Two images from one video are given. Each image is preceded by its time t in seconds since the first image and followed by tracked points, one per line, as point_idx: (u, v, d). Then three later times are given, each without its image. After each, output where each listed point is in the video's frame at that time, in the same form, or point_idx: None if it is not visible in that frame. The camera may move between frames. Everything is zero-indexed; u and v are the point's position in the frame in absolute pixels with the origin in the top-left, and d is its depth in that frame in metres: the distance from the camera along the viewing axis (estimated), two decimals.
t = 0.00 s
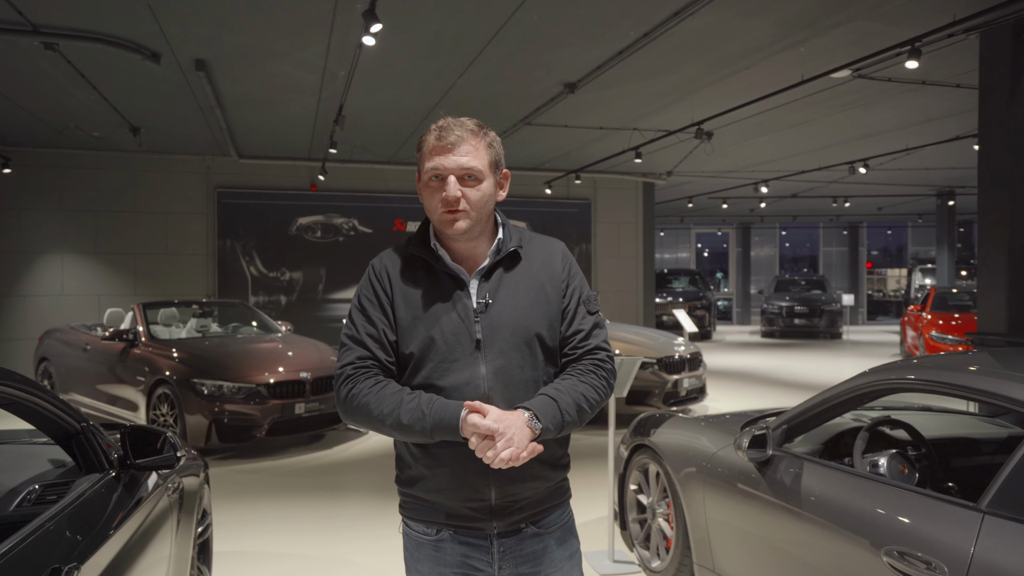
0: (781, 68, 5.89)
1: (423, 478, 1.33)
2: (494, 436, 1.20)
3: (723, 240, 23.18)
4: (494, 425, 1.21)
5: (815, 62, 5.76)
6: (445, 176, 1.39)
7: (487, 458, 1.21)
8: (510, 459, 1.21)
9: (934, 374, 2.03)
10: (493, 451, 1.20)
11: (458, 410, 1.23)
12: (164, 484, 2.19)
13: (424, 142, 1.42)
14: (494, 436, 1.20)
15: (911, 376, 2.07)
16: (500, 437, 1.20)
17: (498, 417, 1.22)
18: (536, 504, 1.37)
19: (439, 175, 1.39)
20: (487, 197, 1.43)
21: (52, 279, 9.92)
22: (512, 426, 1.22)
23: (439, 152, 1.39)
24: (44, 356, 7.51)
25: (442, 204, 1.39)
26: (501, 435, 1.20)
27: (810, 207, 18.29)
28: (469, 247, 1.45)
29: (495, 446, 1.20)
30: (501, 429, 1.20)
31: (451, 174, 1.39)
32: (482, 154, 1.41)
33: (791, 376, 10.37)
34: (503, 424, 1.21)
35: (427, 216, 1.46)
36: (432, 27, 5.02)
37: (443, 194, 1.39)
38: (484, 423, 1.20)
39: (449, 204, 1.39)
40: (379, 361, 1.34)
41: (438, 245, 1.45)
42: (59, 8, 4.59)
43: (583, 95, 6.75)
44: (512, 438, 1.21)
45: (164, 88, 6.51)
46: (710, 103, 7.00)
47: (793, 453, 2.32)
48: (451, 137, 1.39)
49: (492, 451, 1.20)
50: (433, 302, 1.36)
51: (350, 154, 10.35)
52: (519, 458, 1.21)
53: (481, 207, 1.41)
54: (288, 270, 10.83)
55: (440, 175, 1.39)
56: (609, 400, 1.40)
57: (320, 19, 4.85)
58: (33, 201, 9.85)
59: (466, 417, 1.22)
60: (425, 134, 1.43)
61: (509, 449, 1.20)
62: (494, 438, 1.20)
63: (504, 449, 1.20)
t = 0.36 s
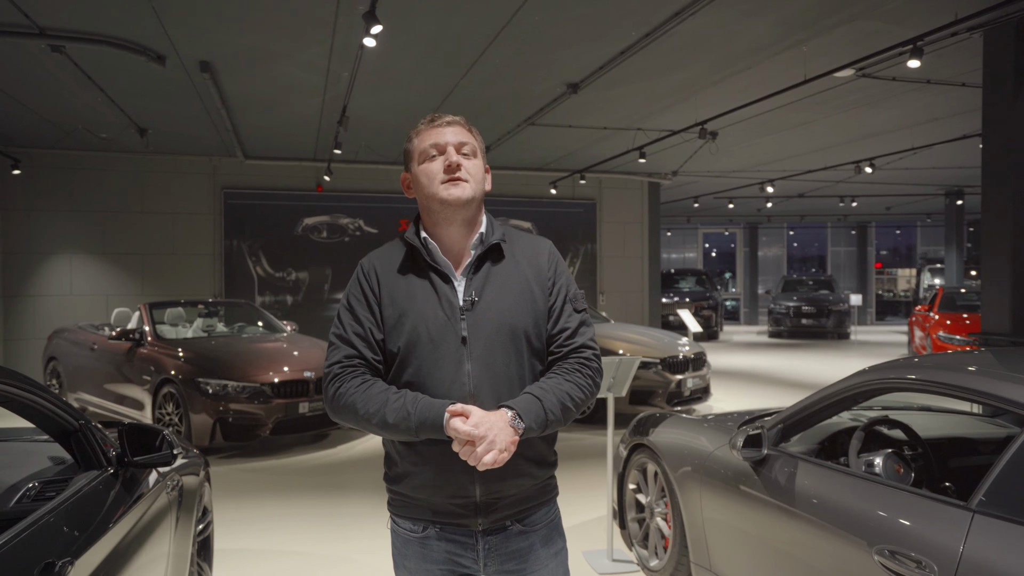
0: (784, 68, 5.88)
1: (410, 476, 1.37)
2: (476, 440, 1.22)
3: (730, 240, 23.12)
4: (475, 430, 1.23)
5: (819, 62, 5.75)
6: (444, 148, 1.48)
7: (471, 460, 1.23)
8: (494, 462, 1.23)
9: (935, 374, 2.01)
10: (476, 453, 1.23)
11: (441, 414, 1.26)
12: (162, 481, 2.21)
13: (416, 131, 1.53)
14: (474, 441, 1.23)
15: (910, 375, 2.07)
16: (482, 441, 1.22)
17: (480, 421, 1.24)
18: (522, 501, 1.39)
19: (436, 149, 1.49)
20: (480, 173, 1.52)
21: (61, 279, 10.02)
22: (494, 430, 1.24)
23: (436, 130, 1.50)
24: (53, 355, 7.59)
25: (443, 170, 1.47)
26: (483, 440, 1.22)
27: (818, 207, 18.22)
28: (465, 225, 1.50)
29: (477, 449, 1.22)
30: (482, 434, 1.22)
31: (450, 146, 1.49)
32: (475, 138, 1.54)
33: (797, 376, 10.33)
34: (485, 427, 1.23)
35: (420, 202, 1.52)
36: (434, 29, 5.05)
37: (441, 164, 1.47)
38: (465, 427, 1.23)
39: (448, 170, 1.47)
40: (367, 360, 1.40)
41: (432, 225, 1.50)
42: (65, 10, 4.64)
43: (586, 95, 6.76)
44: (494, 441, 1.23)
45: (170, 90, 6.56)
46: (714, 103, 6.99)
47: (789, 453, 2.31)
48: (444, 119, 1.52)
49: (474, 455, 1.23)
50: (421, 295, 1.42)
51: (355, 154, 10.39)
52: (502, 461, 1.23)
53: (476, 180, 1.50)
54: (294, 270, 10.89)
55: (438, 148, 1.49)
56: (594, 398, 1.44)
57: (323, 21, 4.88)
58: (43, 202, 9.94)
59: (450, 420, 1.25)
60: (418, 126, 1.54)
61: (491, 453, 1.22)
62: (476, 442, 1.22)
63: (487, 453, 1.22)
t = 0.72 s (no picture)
0: (792, 66, 5.85)
1: (400, 470, 1.42)
2: (461, 421, 1.27)
3: (742, 239, 23.00)
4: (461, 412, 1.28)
5: (826, 60, 5.72)
6: (439, 148, 1.50)
7: (458, 443, 1.27)
8: (480, 444, 1.27)
9: (938, 372, 1.98)
10: (464, 434, 1.27)
11: (429, 399, 1.30)
12: (165, 477, 2.25)
13: (410, 130, 1.54)
14: (460, 422, 1.27)
15: (916, 375, 2.03)
16: (467, 421, 1.27)
17: (466, 405, 1.29)
18: (510, 496, 1.43)
19: (431, 147, 1.50)
20: (475, 173, 1.54)
21: (75, 278, 10.13)
22: (480, 412, 1.28)
23: (432, 129, 1.51)
24: (66, 354, 7.69)
25: (438, 170, 1.48)
26: (469, 419, 1.27)
27: (830, 206, 18.08)
28: (457, 223, 1.53)
29: (464, 429, 1.26)
30: (468, 414, 1.27)
31: (445, 145, 1.50)
32: (469, 137, 1.55)
33: (808, 376, 10.26)
34: (471, 409, 1.28)
35: (413, 198, 1.53)
36: (439, 29, 5.07)
37: (436, 162, 1.49)
38: (451, 410, 1.28)
39: (444, 169, 1.48)
40: (356, 351, 1.44)
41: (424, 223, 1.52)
42: (76, 13, 4.70)
43: (593, 95, 6.77)
44: (481, 423, 1.27)
45: (180, 91, 6.62)
46: (721, 102, 6.97)
47: (787, 451, 2.32)
48: (439, 119, 1.52)
49: (460, 437, 1.27)
50: (411, 288, 1.45)
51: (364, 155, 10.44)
52: (489, 441, 1.27)
53: (470, 180, 1.52)
54: (304, 269, 10.97)
55: (433, 147, 1.50)
56: (584, 392, 1.47)
57: (329, 22, 4.92)
58: (57, 203, 10.07)
59: (436, 405, 1.30)
60: (413, 123, 1.55)
61: (478, 432, 1.26)
62: (462, 423, 1.27)
63: (473, 432, 1.26)
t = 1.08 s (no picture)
0: (802, 64, 5.81)
1: (391, 467, 1.43)
2: (451, 423, 1.28)
3: (757, 239, 22.83)
4: (450, 414, 1.29)
5: (837, 57, 5.67)
6: (432, 155, 1.50)
7: (447, 444, 1.28)
8: (468, 445, 1.28)
9: (945, 372, 1.94)
10: (452, 435, 1.28)
11: (419, 401, 1.31)
12: (169, 473, 2.28)
13: (405, 128, 1.53)
14: (448, 423, 1.28)
15: (926, 375, 1.97)
16: (455, 423, 1.28)
17: (455, 406, 1.30)
18: (500, 493, 1.45)
19: (425, 154, 1.50)
20: (468, 178, 1.55)
21: (92, 278, 10.27)
22: (468, 414, 1.29)
23: (426, 133, 1.51)
24: (83, 352, 7.81)
25: (431, 178, 1.49)
26: (458, 422, 1.28)
27: (846, 205, 17.90)
28: (448, 229, 1.55)
29: (452, 430, 1.28)
30: (456, 416, 1.28)
31: (439, 152, 1.50)
32: (464, 140, 1.54)
33: (822, 377, 10.16)
34: (458, 410, 1.29)
35: (406, 200, 1.55)
36: (447, 29, 5.08)
37: (430, 170, 1.49)
38: (440, 411, 1.29)
39: (437, 179, 1.49)
40: (347, 351, 1.45)
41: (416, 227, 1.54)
42: (89, 16, 4.77)
43: (602, 94, 6.76)
44: (469, 424, 1.28)
45: (193, 93, 6.70)
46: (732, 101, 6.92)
47: (788, 451, 2.30)
48: (434, 122, 1.52)
49: (449, 438, 1.28)
50: (403, 289, 1.47)
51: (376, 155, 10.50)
52: (477, 443, 1.28)
53: (463, 187, 1.53)
54: (316, 269, 11.06)
55: (427, 153, 1.50)
56: (572, 391, 1.49)
57: (337, 23, 4.95)
58: (75, 204, 10.21)
59: (426, 406, 1.31)
60: (408, 123, 1.54)
61: (465, 432, 1.27)
62: (451, 425, 1.28)
63: (461, 434, 1.27)
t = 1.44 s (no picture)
0: (816, 61, 5.75)
1: (388, 464, 1.44)
2: (446, 421, 1.29)
3: (775, 239, 22.61)
4: (446, 412, 1.29)
5: (851, 54, 5.60)
6: (430, 159, 1.50)
7: (442, 443, 1.29)
8: (463, 443, 1.29)
9: (961, 374, 1.87)
10: (448, 434, 1.29)
11: (415, 400, 1.32)
12: (177, 469, 2.31)
13: (404, 128, 1.53)
14: (444, 421, 1.29)
15: (938, 375, 1.92)
16: (451, 422, 1.28)
17: (451, 406, 1.30)
18: (497, 489, 1.45)
19: (424, 157, 1.50)
20: (466, 181, 1.55)
21: (111, 278, 10.42)
22: (464, 412, 1.30)
23: (424, 135, 1.50)
24: (101, 350, 7.93)
25: (429, 183, 1.49)
26: (454, 420, 1.29)
27: (864, 203, 17.67)
28: (446, 230, 1.56)
29: (448, 429, 1.28)
30: (452, 415, 1.29)
31: (436, 155, 1.50)
32: (462, 141, 1.54)
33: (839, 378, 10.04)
34: (454, 409, 1.29)
35: (404, 200, 1.55)
36: (457, 28, 5.09)
37: (428, 175, 1.50)
38: (436, 409, 1.30)
39: (435, 184, 1.49)
40: (345, 348, 1.47)
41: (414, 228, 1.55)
42: (105, 19, 4.84)
43: (613, 93, 6.74)
44: (464, 424, 1.29)
45: (207, 95, 6.78)
46: (746, 99, 6.86)
47: (794, 450, 2.28)
48: (433, 123, 1.50)
49: (444, 436, 1.28)
50: (400, 287, 1.48)
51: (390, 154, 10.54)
52: (473, 442, 1.29)
53: (461, 190, 1.53)
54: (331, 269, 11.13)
55: (425, 157, 1.50)
56: (568, 391, 1.48)
57: (348, 23, 4.98)
58: (94, 204, 10.37)
59: (423, 405, 1.32)
60: (406, 122, 1.53)
61: (461, 431, 1.28)
62: (447, 424, 1.29)
63: (456, 432, 1.28)
